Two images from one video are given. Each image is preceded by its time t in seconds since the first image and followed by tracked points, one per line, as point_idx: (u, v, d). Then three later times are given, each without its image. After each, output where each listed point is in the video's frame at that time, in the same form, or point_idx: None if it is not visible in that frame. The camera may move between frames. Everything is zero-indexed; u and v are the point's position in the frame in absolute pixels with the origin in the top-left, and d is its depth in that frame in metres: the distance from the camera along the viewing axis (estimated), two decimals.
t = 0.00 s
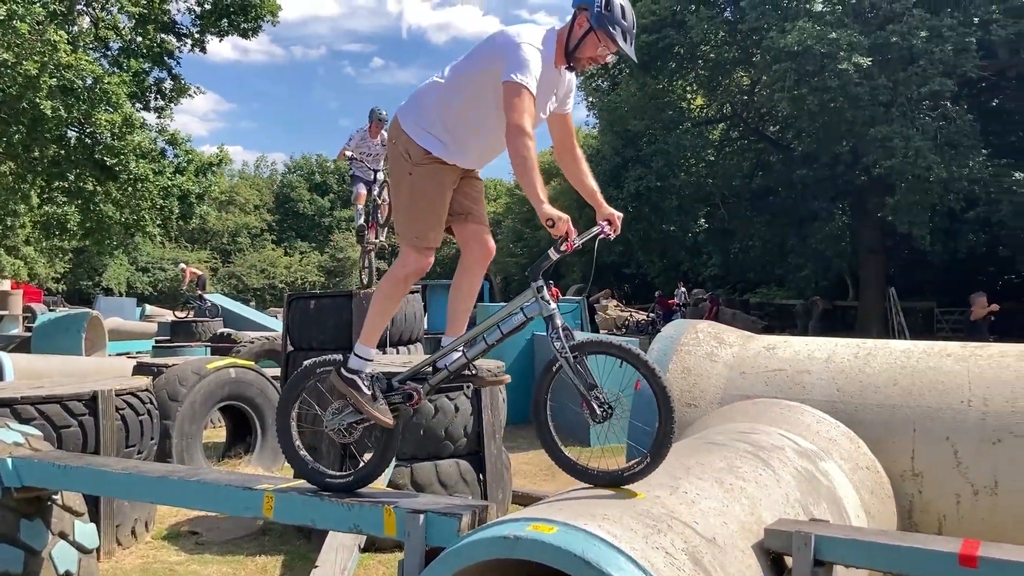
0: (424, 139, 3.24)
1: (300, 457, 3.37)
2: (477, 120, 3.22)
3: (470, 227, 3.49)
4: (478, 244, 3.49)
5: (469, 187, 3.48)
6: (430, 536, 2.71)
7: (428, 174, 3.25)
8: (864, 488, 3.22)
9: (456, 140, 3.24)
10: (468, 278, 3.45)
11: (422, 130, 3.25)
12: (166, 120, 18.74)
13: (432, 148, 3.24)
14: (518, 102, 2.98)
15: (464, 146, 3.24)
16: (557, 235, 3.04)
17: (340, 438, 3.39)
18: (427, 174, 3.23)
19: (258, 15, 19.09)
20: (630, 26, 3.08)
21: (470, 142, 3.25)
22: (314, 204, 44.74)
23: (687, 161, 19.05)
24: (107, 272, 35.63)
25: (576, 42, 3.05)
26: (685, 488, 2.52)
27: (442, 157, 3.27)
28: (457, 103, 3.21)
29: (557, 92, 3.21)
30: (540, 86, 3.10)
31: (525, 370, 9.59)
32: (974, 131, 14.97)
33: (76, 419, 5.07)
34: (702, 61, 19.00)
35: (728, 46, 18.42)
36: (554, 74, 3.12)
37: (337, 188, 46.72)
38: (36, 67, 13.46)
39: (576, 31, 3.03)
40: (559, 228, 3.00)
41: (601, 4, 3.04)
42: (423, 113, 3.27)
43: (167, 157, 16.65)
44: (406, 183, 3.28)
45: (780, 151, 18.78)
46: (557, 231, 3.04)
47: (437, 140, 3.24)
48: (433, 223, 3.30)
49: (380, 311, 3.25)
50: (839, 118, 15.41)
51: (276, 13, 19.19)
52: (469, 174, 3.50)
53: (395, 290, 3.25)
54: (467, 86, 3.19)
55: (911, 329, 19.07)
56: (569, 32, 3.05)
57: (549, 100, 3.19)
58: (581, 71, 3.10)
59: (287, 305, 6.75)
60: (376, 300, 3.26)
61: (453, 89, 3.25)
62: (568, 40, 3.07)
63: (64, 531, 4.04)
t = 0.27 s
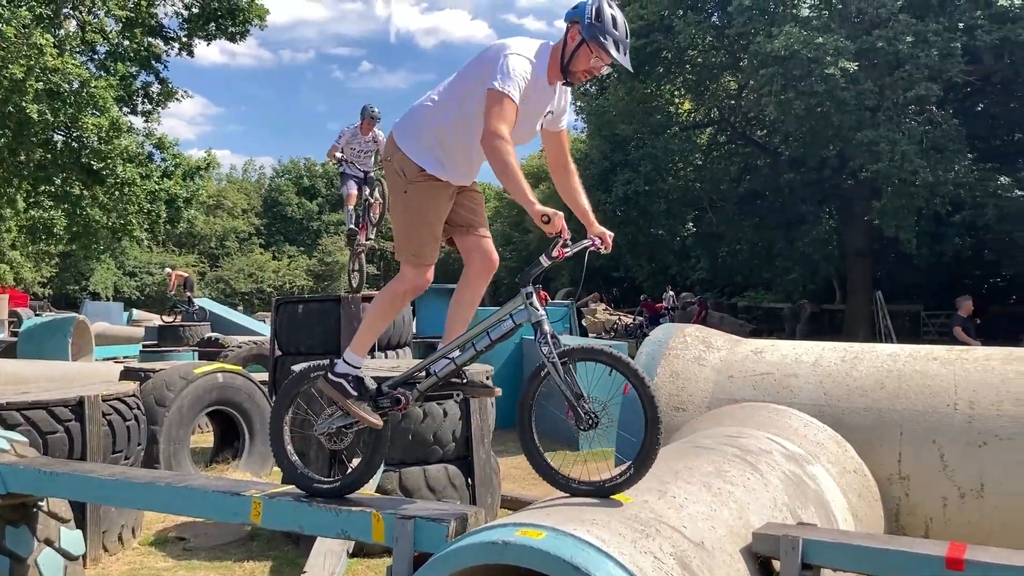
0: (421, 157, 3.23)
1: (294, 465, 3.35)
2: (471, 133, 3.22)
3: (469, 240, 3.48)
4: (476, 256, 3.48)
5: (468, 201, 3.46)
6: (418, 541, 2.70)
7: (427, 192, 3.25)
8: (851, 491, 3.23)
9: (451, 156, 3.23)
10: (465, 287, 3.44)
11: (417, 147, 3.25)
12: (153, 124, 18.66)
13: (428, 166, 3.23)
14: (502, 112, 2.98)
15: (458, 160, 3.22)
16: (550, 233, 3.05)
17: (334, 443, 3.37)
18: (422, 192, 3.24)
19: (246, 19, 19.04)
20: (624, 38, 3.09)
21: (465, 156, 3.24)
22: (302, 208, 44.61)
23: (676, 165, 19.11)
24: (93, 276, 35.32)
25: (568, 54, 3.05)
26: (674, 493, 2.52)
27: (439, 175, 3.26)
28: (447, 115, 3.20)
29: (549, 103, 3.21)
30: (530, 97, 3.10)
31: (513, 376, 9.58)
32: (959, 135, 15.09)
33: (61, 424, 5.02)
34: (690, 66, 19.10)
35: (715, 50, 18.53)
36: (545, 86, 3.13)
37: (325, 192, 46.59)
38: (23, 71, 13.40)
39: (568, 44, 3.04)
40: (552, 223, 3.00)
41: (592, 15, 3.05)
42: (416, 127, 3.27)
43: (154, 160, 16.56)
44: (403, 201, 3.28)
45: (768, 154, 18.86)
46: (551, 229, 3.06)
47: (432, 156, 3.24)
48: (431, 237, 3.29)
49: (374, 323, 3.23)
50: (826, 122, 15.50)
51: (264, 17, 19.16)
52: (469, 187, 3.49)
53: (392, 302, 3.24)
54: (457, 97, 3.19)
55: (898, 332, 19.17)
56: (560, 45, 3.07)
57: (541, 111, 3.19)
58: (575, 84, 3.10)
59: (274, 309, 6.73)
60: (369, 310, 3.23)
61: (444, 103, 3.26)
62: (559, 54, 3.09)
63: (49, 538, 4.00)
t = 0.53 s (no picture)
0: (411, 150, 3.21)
1: (283, 473, 3.29)
2: (460, 131, 3.19)
3: (451, 239, 3.47)
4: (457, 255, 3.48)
5: (451, 198, 3.45)
6: (405, 543, 2.67)
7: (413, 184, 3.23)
8: (838, 491, 3.24)
9: (440, 150, 3.22)
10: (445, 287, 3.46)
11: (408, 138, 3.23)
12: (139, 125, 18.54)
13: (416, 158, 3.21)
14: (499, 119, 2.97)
15: (450, 158, 3.22)
16: (536, 243, 3.02)
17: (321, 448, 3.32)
18: (408, 184, 3.22)
19: (232, 19, 18.95)
20: (620, 47, 3.06)
21: (453, 153, 3.22)
22: (288, 209, 44.43)
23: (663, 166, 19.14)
24: (78, 278, 35.00)
25: (563, 60, 3.03)
26: (660, 493, 2.52)
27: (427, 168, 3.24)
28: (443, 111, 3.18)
29: (542, 106, 3.19)
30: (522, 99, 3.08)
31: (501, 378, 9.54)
32: (944, 137, 15.21)
33: (45, 427, 4.97)
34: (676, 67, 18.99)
35: (702, 52, 18.62)
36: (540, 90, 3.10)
37: (311, 194, 46.42)
38: (6, 71, 13.42)
39: (564, 50, 3.00)
40: (538, 235, 2.98)
41: (591, 24, 3.03)
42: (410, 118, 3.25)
43: (139, 161, 16.44)
44: (388, 192, 3.26)
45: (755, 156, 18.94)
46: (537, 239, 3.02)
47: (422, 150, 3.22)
48: (412, 232, 3.28)
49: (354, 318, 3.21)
50: (812, 124, 15.57)
51: (250, 18, 19.07)
52: (452, 183, 3.48)
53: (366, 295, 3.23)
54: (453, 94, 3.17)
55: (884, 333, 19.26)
56: (558, 50, 3.04)
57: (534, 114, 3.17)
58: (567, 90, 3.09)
59: (261, 310, 6.69)
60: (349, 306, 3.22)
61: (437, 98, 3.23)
62: (554, 57, 3.06)
63: (33, 541, 3.96)
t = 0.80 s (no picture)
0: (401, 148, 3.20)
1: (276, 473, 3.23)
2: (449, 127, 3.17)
3: (441, 238, 3.45)
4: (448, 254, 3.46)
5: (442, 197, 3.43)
6: (391, 541, 2.66)
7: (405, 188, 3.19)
8: (822, 488, 3.25)
9: (430, 149, 3.19)
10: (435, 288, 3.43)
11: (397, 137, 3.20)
12: (123, 123, 18.41)
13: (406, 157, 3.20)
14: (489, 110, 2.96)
15: (438, 156, 3.19)
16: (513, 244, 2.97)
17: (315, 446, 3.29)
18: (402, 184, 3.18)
19: (217, 16, 18.84)
20: (602, 39, 3.07)
21: (442, 151, 3.20)
22: (273, 207, 44.22)
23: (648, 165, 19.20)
24: (61, 277, 34.46)
25: (546, 51, 3.02)
26: (646, 491, 2.52)
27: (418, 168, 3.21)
28: (427, 109, 3.16)
29: (530, 102, 3.17)
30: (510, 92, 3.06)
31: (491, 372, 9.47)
32: (926, 136, 15.33)
33: (27, 427, 4.92)
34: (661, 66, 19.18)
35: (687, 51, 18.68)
36: (524, 82, 3.09)
37: (297, 192, 46.20)
38: None
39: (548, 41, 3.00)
40: (512, 239, 2.93)
41: (575, 16, 3.04)
42: (392, 121, 3.23)
43: (123, 159, 16.32)
44: (382, 194, 3.20)
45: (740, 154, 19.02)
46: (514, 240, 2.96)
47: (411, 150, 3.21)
48: (410, 230, 3.23)
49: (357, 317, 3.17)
50: (797, 123, 15.65)
51: (234, 15, 18.97)
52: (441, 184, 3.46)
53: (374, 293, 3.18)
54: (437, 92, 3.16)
55: (867, 331, 19.39)
56: (541, 40, 3.03)
57: (523, 109, 3.15)
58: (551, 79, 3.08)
59: (246, 309, 6.68)
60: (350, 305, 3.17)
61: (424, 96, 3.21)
62: (539, 50, 3.05)
63: (15, 542, 3.93)
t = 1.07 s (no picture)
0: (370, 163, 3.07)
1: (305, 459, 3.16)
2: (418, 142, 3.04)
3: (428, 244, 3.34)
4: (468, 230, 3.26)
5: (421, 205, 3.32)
6: (373, 536, 2.61)
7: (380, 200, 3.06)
8: (802, 480, 3.27)
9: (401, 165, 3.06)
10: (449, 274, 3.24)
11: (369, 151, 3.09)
12: (100, 116, 18.19)
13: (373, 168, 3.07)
14: (461, 121, 2.82)
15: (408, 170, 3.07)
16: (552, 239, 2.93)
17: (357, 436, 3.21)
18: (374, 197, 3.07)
19: (195, 8, 18.64)
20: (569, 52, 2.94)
21: (413, 166, 3.07)
22: (253, 201, 43.87)
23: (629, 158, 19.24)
24: (38, 271, 33.58)
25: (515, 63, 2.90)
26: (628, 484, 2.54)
27: (389, 179, 3.10)
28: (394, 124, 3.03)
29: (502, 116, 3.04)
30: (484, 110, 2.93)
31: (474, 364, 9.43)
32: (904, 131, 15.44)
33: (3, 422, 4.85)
34: (643, 60, 19.32)
35: (669, 45, 18.72)
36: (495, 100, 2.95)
37: (276, 185, 45.84)
38: None
39: (513, 53, 2.88)
40: (553, 231, 2.90)
41: (537, 25, 2.91)
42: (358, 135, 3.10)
43: (100, 152, 16.12)
44: (355, 208, 3.11)
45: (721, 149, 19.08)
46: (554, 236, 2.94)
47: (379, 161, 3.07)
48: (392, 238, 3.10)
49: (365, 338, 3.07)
50: (777, 117, 15.71)
51: (213, 7, 18.78)
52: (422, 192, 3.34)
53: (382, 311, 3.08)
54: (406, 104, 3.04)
55: (846, 324, 19.55)
56: (507, 55, 2.90)
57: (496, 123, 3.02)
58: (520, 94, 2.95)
59: (224, 303, 6.60)
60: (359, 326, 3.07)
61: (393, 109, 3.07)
62: (508, 62, 2.92)
63: None
